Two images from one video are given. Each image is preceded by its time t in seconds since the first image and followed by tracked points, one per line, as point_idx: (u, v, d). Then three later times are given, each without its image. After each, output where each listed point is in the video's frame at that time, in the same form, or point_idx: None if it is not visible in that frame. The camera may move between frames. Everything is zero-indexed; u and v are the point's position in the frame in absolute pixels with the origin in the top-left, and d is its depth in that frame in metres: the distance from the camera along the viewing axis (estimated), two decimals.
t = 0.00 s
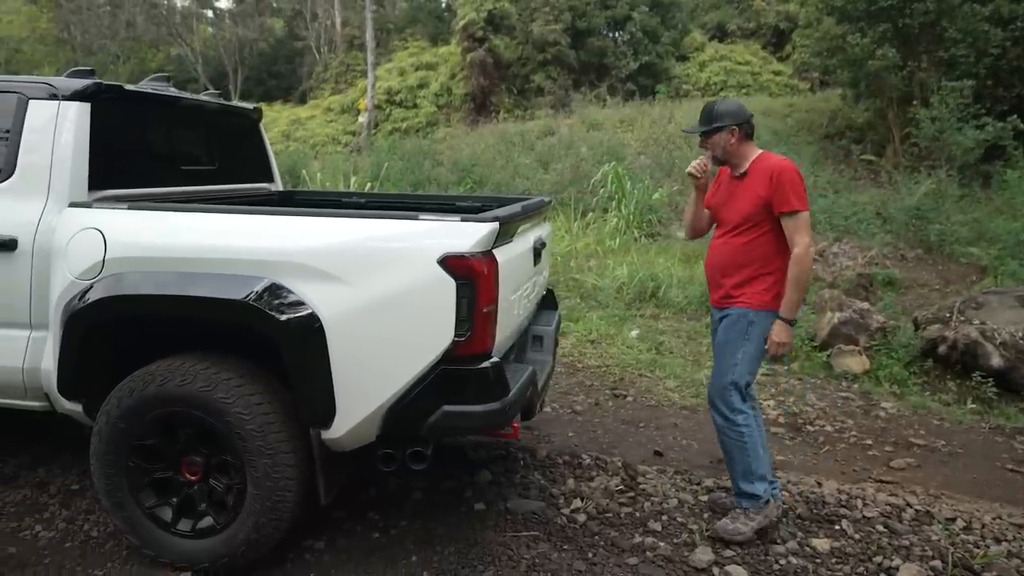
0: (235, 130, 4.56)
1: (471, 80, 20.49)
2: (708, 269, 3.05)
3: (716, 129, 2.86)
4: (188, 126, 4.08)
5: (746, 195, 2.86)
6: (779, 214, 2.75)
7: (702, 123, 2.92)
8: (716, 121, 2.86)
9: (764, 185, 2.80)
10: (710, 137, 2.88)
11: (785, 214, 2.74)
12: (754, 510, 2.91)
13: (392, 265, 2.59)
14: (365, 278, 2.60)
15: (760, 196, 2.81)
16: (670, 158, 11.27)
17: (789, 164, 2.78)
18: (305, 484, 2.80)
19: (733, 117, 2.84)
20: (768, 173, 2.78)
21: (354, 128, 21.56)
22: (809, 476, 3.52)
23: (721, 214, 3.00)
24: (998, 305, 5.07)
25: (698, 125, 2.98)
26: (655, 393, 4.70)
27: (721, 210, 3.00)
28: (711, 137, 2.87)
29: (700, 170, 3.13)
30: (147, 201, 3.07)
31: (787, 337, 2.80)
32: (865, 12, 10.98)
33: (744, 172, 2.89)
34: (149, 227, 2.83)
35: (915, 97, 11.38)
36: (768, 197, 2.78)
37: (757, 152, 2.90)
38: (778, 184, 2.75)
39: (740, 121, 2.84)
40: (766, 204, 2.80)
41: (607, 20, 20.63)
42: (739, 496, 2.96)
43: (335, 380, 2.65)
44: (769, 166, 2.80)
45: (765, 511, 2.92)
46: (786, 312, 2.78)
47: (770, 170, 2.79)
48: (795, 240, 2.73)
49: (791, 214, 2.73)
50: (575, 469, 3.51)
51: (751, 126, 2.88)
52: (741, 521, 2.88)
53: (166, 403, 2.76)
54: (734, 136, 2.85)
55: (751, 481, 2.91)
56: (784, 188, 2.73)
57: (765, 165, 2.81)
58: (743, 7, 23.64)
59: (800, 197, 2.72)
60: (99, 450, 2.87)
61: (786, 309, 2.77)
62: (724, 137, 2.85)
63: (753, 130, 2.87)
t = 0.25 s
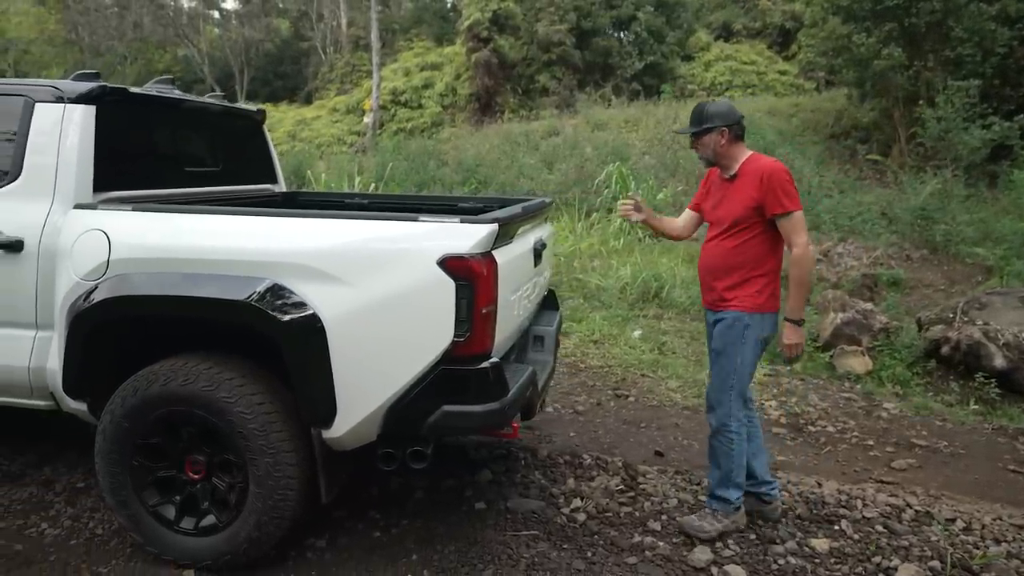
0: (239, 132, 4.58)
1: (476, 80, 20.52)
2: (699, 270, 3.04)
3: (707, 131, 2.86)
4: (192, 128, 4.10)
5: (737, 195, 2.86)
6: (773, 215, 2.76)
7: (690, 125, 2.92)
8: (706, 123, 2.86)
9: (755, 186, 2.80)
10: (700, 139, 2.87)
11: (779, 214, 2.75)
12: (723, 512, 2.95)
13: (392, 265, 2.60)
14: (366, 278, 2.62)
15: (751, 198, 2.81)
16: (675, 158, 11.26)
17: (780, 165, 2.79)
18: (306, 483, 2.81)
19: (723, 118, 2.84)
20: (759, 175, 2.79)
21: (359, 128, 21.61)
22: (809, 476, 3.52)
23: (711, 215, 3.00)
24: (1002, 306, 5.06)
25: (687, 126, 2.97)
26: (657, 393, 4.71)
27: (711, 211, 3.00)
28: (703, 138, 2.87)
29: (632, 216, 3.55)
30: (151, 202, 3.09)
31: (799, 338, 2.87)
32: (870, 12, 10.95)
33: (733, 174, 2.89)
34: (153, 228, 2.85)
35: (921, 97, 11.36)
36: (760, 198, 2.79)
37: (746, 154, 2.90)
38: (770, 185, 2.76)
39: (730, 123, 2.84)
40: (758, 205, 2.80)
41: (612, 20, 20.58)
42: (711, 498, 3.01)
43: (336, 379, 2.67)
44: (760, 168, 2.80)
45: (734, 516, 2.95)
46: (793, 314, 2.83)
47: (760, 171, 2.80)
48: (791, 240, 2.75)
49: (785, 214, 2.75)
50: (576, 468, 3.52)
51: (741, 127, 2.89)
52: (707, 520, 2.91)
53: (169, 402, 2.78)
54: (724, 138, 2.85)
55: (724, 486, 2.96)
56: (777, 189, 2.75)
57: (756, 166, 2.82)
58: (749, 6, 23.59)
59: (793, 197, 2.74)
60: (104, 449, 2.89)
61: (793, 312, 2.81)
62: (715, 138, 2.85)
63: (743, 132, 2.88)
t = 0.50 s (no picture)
0: (242, 133, 4.59)
1: (480, 80, 20.53)
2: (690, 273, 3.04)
3: (693, 130, 2.85)
4: (195, 130, 4.12)
5: (726, 197, 2.87)
6: (763, 216, 2.78)
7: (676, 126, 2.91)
8: (693, 122, 2.85)
9: (744, 187, 2.81)
10: (687, 139, 2.87)
11: (769, 216, 2.76)
12: (720, 517, 2.94)
13: (392, 267, 2.61)
14: (365, 279, 2.63)
15: (741, 200, 2.82)
16: (678, 158, 11.26)
17: (766, 167, 2.80)
18: (307, 483, 2.83)
19: (709, 118, 2.84)
20: (747, 176, 2.80)
21: (363, 128, 21.64)
22: (808, 477, 3.53)
23: (699, 217, 3.00)
24: (1004, 307, 5.06)
25: (673, 127, 2.96)
26: (658, 394, 4.71)
27: (698, 213, 3.00)
28: (689, 139, 2.86)
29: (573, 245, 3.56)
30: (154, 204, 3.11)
31: (775, 337, 2.83)
32: (875, 11, 10.92)
33: (720, 175, 2.90)
34: (155, 229, 2.87)
35: (926, 97, 11.34)
36: (749, 199, 2.80)
37: (732, 155, 2.91)
38: (758, 186, 2.77)
39: (717, 123, 2.83)
40: (748, 207, 2.81)
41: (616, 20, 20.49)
42: (708, 501, 2.99)
43: (335, 379, 2.68)
44: (747, 169, 2.81)
45: (731, 521, 2.94)
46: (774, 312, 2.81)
47: (748, 173, 2.81)
48: (782, 241, 2.76)
49: (775, 215, 2.76)
50: (575, 468, 3.53)
51: (726, 127, 2.89)
52: (703, 525, 2.91)
53: (171, 401, 2.80)
54: (711, 138, 2.85)
55: (722, 489, 2.95)
56: (765, 191, 2.76)
57: (743, 167, 2.83)
58: (754, 6, 23.55)
59: (781, 198, 2.75)
60: (106, 448, 2.91)
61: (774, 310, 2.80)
62: (701, 138, 2.84)
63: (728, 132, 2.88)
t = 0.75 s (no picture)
0: (247, 135, 4.60)
1: (487, 81, 20.53)
2: (685, 275, 3.01)
3: (691, 127, 2.82)
4: (200, 132, 4.12)
5: (721, 196, 2.84)
6: (760, 215, 2.76)
7: (672, 124, 2.88)
8: (691, 119, 2.82)
9: (739, 186, 2.79)
10: (683, 136, 2.84)
11: (767, 214, 2.75)
12: (725, 521, 2.92)
13: (393, 268, 2.61)
14: (367, 281, 2.62)
15: (738, 198, 2.80)
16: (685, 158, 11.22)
17: (761, 165, 2.79)
18: (309, 484, 2.82)
19: (706, 116, 2.82)
20: (742, 174, 2.79)
21: (370, 128, 21.66)
22: (814, 479, 3.50)
23: (693, 217, 2.97)
24: (1012, 308, 5.05)
25: (667, 125, 2.93)
26: (663, 395, 4.69)
27: (692, 214, 2.97)
28: (686, 135, 2.83)
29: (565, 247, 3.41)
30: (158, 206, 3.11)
31: (774, 336, 2.81)
32: (883, 10, 10.85)
33: (714, 175, 2.87)
34: (159, 231, 2.88)
35: (935, 96, 11.28)
36: (746, 197, 2.78)
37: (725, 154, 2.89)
38: (755, 184, 2.75)
39: (714, 122, 2.82)
40: (744, 206, 2.79)
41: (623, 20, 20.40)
42: (713, 505, 2.97)
43: (337, 381, 2.68)
44: (742, 167, 2.79)
45: (736, 526, 2.92)
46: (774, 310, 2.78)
47: (743, 172, 2.79)
48: (780, 239, 2.75)
49: (772, 213, 2.75)
50: (579, 470, 3.52)
51: (721, 126, 2.87)
52: (708, 529, 2.89)
53: (175, 403, 2.80)
54: (707, 137, 2.83)
55: (727, 494, 2.92)
56: (762, 188, 2.74)
57: (738, 166, 2.81)
58: (761, 5, 23.46)
59: (778, 196, 2.74)
60: (110, 449, 2.91)
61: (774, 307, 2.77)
62: (698, 136, 2.82)
63: (723, 131, 2.86)
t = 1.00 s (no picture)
0: (250, 133, 4.55)
1: (496, 79, 20.51)
2: (689, 277, 2.93)
3: (695, 122, 2.77)
4: (201, 129, 4.07)
5: (723, 194, 2.78)
6: (764, 212, 2.68)
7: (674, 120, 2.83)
8: (695, 113, 2.77)
9: (742, 182, 2.72)
10: (686, 131, 2.78)
11: (771, 211, 2.67)
12: (735, 529, 2.84)
13: (394, 268, 2.55)
14: (367, 282, 2.56)
15: (741, 195, 2.72)
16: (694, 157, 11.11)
17: (765, 161, 2.72)
18: (309, 488, 2.77)
19: (710, 111, 2.76)
20: (746, 171, 2.71)
21: (379, 128, 21.62)
22: (826, 485, 3.42)
23: (697, 216, 2.90)
24: None
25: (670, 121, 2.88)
26: (671, 397, 4.62)
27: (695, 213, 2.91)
28: (688, 130, 2.78)
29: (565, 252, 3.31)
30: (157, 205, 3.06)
31: (795, 343, 2.72)
32: (896, 6, 10.68)
33: (717, 172, 2.81)
34: (157, 230, 2.83)
35: (949, 93, 11.16)
36: (750, 194, 2.70)
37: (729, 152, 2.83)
38: (758, 180, 2.68)
39: (718, 117, 2.76)
40: (747, 203, 2.72)
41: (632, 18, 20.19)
42: (723, 513, 2.89)
43: (337, 383, 2.62)
44: (745, 163, 2.72)
45: (746, 532, 2.84)
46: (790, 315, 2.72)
47: (746, 168, 2.72)
48: (786, 237, 2.66)
49: (776, 210, 2.66)
50: (585, 474, 3.45)
51: (725, 122, 2.81)
52: (717, 536, 2.82)
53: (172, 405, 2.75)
54: (709, 132, 2.77)
55: (738, 502, 2.84)
56: (766, 185, 2.67)
57: (741, 162, 2.74)
58: (772, 3, 23.27)
59: (782, 192, 2.67)
60: (108, 451, 2.86)
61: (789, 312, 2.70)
62: (701, 131, 2.76)
63: (727, 128, 2.80)
